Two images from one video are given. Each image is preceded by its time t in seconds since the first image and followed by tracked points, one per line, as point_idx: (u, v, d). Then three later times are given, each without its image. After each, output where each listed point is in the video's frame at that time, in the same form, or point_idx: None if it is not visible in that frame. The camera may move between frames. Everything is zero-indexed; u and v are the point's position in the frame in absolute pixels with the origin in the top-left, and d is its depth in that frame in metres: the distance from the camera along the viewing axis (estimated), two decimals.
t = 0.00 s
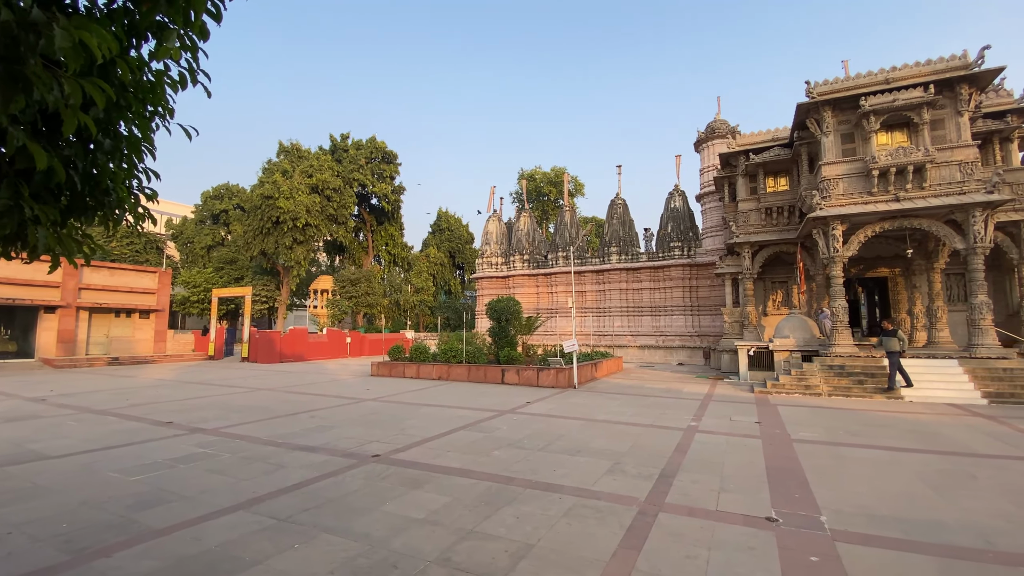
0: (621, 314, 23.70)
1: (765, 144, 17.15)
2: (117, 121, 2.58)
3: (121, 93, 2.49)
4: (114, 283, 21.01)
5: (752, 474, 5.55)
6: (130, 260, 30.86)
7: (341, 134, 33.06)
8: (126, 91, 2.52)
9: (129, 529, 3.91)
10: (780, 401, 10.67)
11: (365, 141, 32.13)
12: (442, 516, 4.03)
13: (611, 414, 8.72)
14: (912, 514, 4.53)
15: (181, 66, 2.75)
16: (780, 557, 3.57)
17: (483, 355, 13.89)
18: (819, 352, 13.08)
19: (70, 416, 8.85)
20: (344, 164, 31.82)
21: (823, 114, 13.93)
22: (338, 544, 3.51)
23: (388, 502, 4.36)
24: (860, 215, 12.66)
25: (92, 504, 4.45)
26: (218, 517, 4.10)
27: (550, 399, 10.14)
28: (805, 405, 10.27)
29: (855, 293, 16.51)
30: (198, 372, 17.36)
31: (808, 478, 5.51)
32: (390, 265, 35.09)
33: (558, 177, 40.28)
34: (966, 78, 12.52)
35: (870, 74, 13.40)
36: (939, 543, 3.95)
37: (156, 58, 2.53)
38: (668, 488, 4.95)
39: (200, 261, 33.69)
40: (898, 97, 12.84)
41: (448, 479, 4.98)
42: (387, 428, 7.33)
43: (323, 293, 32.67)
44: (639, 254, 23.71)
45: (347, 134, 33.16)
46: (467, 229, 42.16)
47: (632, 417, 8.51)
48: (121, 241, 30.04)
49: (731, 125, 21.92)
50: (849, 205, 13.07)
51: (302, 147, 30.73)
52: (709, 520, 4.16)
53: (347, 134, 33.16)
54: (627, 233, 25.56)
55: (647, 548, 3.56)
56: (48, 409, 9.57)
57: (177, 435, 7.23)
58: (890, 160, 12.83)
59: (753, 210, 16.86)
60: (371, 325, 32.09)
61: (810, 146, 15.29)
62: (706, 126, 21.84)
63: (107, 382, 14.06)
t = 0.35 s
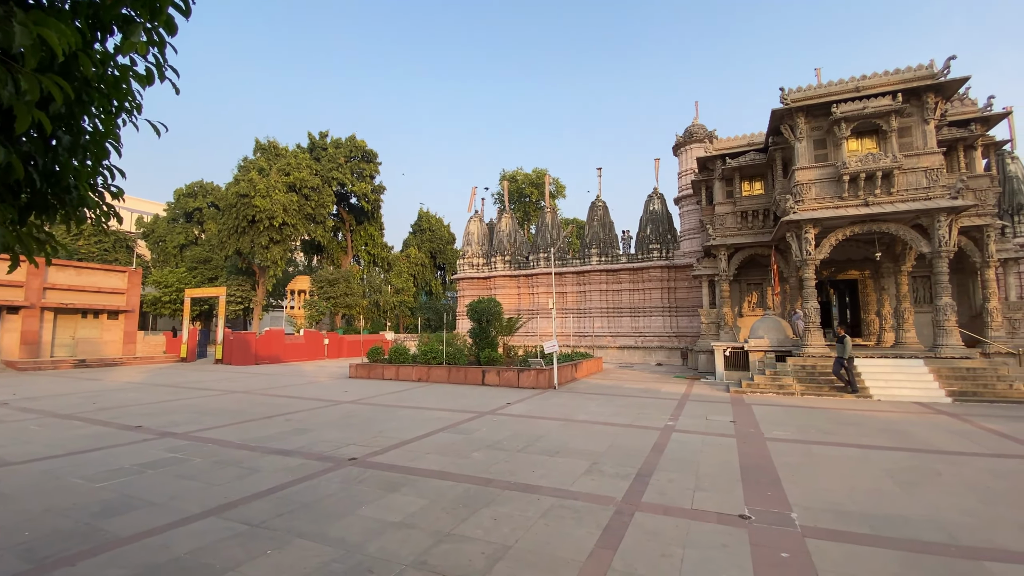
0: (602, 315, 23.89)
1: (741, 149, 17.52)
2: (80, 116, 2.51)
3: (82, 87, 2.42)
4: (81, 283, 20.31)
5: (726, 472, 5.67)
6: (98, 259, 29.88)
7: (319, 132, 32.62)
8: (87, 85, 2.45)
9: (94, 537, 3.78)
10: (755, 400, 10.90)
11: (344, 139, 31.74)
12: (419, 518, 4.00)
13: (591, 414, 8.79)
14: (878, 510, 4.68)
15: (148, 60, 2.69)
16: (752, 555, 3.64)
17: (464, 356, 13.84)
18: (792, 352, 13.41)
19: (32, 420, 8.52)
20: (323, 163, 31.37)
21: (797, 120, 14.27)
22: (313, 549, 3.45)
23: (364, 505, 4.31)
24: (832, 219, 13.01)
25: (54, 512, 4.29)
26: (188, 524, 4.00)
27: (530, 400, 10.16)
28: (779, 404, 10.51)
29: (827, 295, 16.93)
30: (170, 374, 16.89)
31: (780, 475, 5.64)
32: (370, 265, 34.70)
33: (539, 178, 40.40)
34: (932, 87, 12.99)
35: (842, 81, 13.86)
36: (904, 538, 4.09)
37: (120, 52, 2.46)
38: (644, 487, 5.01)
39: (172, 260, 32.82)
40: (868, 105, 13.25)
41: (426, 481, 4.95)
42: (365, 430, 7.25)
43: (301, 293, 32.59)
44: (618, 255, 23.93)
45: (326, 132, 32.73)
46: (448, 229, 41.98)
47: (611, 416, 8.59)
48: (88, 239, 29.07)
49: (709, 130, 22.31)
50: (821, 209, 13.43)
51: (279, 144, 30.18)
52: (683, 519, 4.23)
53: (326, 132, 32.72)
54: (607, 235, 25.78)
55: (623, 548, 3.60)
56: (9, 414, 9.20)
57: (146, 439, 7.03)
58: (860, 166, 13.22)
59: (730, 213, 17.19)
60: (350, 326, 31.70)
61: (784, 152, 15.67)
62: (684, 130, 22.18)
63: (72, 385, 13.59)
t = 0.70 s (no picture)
0: (581, 315, 24.05)
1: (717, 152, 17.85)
2: (41, 110, 2.43)
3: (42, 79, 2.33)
4: (45, 282, 19.56)
5: (701, 470, 5.77)
6: (63, 258, 28.81)
7: (296, 129, 32.12)
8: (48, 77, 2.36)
9: (55, 545, 3.65)
10: (730, 399, 11.12)
11: (322, 137, 31.29)
12: (395, 521, 3.97)
13: (569, 414, 8.84)
14: (845, 505, 4.82)
15: (112, 53, 2.62)
16: (724, 551, 3.70)
17: (443, 357, 13.76)
18: (765, 352, 13.72)
19: None
20: (300, 160, 30.85)
21: (771, 126, 14.60)
22: (285, 554, 3.39)
23: (339, 509, 4.25)
24: (804, 223, 13.36)
25: (11, 521, 4.12)
26: (156, 530, 3.89)
27: (510, 401, 10.16)
28: (752, 403, 10.76)
29: (799, 296, 17.38)
30: (139, 376, 16.39)
31: (753, 473, 5.77)
32: (348, 265, 34.26)
33: (520, 179, 40.45)
34: (899, 96, 13.44)
35: (814, 88, 14.26)
36: (869, 533, 4.23)
37: (83, 45, 2.39)
38: (621, 486, 5.06)
39: (142, 259, 31.85)
40: (838, 112, 13.65)
41: (403, 484, 4.92)
42: (341, 433, 7.15)
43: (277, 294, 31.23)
44: (598, 257, 24.13)
45: (303, 129, 32.23)
46: (428, 229, 41.73)
47: (589, 416, 8.66)
48: (52, 236, 28.00)
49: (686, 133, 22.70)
50: (794, 213, 13.77)
51: (254, 141, 29.56)
52: (658, 517, 4.28)
53: (303, 130, 32.23)
54: (587, 237, 25.97)
55: (599, 547, 3.62)
56: None
57: (111, 444, 6.80)
58: (831, 171, 13.60)
59: (706, 216, 17.49)
60: (327, 327, 31.25)
61: (758, 156, 16.02)
62: (662, 134, 22.51)
63: (34, 388, 13.07)
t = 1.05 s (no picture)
0: (561, 316, 24.15)
1: (694, 156, 18.16)
2: None
3: None
4: (7, 281, 18.77)
5: (676, 468, 5.86)
6: (25, 255, 27.69)
7: (272, 126, 31.57)
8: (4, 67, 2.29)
9: (13, 554, 3.51)
10: (706, 398, 11.33)
11: (299, 134, 30.77)
12: (371, 524, 3.94)
13: (548, 414, 8.88)
14: (813, 501, 4.96)
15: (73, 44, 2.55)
16: (697, 548, 3.77)
17: (422, 358, 13.67)
18: (740, 352, 14.03)
19: None
20: (276, 157, 30.27)
21: (746, 130, 14.92)
22: (257, 559, 3.33)
23: (314, 512, 4.19)
24: (777, 225, 13.69)
25: None
26: (121, 537, 3.77)
27: (489, 402, 10.15)
28: (727, 401, 10.98)
29: (773, 298, 17.79)
30: (106, 379, 15.85)
31: (726, 470, 5.89)
32: (325, 265, 33.73)
33: (502, 179, 40.46)
34: (868, 103, 13.88)
35: (787, 94, 14.61)
36: (836, 527, 4.36)
37: (42, 36, 2.32)
38: (598, 485, 5.11)
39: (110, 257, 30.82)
40: (810, 117, 14.03)
41: (380, 486, 4.87)
42: (316, 435, 7.05)
43: (250, 293, 31.76)
44: (578, 257, 24.28)
45: (279, 126, 31.68)
46: (408, 228, 41.40)
47: (568, 416, 8.71)
48: (13, 233, 26.88)
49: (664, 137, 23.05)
50: (768, 216, 14.10)
51: (229, 137, 28.93)
52: (634, 515, 4.34)
53: (279, 126, 31.68)
54: (567, 238, 26.11)
55: (575, 546, 3.65)
56: None
57: (76, 448, 6.57)
58: (803, 175, 13.98)
59: (683, 218, 17.77)
60: (304, 328, 30.71)
61: (733, 160, 16.37)
62: (641, 137, 22.80)
63: None
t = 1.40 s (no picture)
0: (541, 316, 24.23)
1: (671, 159, 18.42)
2: None
3: None
4: None
5: (651, 467, 5.94)
6: None
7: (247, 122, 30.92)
8: None
9: None
10: (681, 397, 11.51)
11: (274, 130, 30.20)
12: (344, 527, 3.89)
13: (526, 414, 8.91)
14: (783, 497, 5.09)
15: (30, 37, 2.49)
16: (670, 546, 3.82)
17: (401, 359, 13.56)
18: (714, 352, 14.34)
19: None
20: (250, 154, 29.64)
21: (722, 135, 15.21)
22: (225, 565, 3.26)
23: (285, 516, 4.12)
24: (751, 228, 14.01)
25: None
26: (82, 545, 3.64)
27: (468, 402, 10.13)
28: (702, 400, 11.19)
29: (747, 298, 18.19)
30: (70, 381, 15.29)
31: (699, 467, 6.00)
32: (301, 264, 33.15)
33: (482, 179, 40.40)
34: (838, 110, 14.31)
35: (761, 99, 14.94)
36: (803, 522, 4.49)
37: None
38: (574, 483, 5.15)
39: (75, 255, 29.74)
40: (783, 123, 14.39)
41: (354, 488, 4.81)
42: (290, 438, 6.92)
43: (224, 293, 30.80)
44: (558, 258, 24.38)
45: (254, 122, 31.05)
46: (387, 227, 40.99)
47: (546, 416, 8.76)
48: None
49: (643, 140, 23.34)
50: (742, 219, 14.42)
51: (202, 133, 28.23)
52: (608, 513, 4.39)
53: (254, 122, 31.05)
54: (547, 238, 26.19)
55: (549, 545, 3.67)
56: None
57: (35, 453, 6.31)
58: (776, 179, 14.33)
59: (660, 220, 18.03)
60: (279, 328, 30.11)
61: (709, 164, 16.67)
62: (620, 139, 23.06)
63: None
